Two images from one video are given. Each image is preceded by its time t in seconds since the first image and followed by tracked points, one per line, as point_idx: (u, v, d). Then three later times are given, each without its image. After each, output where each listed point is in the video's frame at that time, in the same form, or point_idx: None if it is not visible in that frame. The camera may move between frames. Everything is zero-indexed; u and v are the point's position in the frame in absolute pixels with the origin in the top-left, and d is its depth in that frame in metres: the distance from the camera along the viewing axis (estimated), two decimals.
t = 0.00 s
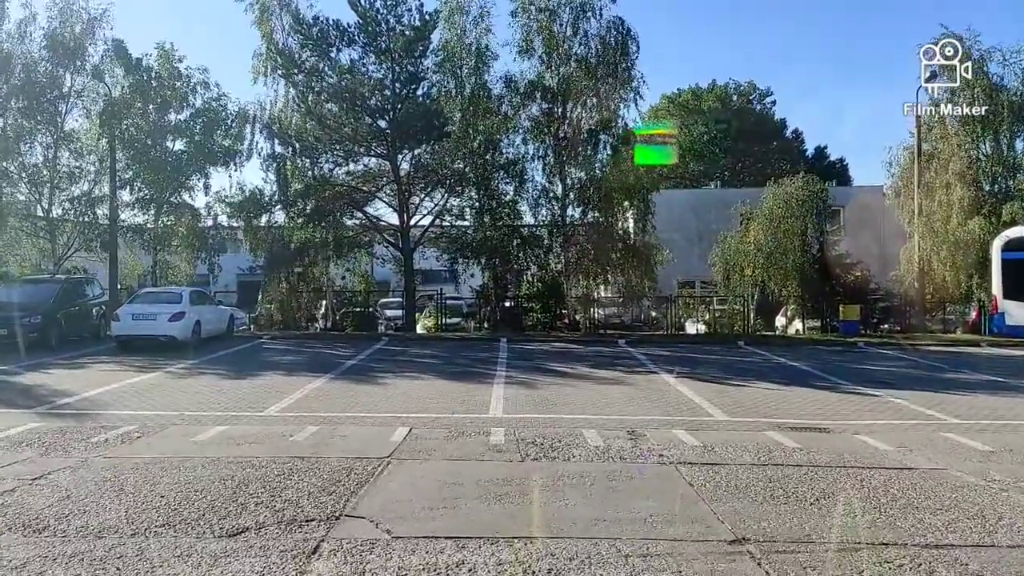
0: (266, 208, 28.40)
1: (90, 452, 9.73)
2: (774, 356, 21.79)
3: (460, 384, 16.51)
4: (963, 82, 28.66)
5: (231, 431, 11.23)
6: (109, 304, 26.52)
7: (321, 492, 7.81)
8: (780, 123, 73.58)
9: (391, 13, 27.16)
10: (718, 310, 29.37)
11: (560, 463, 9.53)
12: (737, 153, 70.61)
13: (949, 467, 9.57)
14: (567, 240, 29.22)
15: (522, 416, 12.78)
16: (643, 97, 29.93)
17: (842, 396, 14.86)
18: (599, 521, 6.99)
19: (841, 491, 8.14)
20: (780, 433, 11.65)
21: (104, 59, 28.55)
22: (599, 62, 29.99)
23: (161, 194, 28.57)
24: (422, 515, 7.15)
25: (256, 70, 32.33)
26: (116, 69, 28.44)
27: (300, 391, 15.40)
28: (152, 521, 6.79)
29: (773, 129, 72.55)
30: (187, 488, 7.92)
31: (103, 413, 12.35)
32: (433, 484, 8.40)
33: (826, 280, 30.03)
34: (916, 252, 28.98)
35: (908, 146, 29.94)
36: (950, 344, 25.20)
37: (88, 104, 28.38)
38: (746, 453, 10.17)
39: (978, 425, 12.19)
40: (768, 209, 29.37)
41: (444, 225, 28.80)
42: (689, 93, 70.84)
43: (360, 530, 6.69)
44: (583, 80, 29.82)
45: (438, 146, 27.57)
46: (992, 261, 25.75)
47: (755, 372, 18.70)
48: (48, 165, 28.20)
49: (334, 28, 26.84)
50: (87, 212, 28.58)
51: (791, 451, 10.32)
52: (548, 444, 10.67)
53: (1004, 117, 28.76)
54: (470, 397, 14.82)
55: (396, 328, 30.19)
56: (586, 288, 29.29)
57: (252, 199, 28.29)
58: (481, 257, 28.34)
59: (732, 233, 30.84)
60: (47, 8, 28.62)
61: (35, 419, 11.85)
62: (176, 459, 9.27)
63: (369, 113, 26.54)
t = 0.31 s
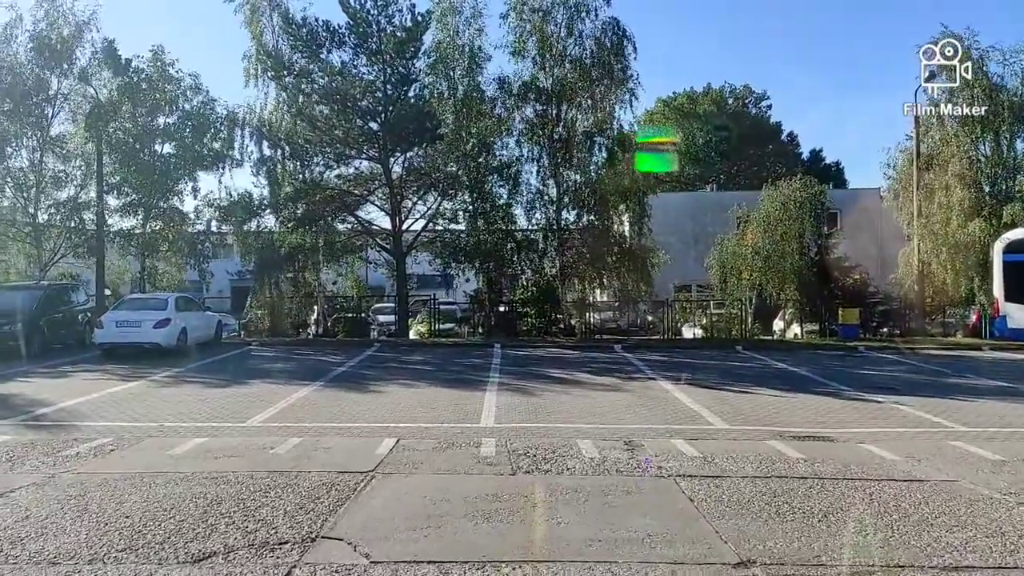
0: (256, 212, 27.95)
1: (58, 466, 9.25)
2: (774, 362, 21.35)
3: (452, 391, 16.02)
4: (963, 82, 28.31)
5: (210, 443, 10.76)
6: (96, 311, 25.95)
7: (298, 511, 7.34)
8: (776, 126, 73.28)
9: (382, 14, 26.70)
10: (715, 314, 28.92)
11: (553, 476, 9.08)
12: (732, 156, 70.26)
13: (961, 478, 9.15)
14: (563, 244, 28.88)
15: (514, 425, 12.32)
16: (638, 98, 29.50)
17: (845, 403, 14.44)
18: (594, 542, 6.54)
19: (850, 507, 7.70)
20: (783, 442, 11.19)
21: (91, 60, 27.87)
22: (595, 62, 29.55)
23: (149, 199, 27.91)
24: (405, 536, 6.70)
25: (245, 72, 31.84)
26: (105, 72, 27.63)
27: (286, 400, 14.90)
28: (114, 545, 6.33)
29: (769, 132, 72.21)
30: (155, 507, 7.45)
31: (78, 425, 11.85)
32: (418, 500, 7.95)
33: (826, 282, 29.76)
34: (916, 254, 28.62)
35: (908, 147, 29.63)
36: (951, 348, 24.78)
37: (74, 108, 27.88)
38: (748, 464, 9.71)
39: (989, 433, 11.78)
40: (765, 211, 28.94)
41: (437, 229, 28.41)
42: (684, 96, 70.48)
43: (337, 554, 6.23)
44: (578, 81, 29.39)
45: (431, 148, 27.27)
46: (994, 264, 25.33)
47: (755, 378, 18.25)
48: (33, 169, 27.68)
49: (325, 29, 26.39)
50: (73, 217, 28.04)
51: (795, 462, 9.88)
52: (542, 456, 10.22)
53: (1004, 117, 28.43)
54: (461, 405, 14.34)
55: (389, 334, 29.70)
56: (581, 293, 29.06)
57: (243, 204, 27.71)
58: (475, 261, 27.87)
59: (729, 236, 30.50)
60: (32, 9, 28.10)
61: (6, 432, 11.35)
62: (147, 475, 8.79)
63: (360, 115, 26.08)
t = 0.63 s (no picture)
0: (247, 214, 27.52)
1: (25, 478, 8.78)
2: (773, 365, 20.91)
3: (443, 396, 15.55)
4: (963, 82, 28.09)
5: (189, 452, 10.31)
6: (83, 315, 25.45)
7: (273, 528, 6.91)
8: (772, 128, 73.04)
9: (373, 12, 26.27)
10: (712, 317, 28.57)
11: (546, 489, 8.66)
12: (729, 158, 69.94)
13: (972, 488, 8.76)
14: (558, 245, 28.33)
15: (506, 432, 11.90)
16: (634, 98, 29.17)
17: (847, 408, 14.04)
18: (589, 561, 6.12)
19: (859, 522, 7.29)
20: (785, 450, 10.78)
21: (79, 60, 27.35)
22: (590, 62, 29.19)
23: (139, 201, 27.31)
24: (385, 554, 6.28)
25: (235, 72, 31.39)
26: (93, 73, 27.03)
27: (272, 405, 14.43)
28: (73, 567, 5.90)
29: (765, 133, 71.95)
30: (121, 524, 7.01)
31: (52, 435, 11.38)
32: (403, 515, 7.51)
33: (825, 284, 29.42)
34: (915, 256, 28.26)
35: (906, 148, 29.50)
36: (953, 350, 24.42)
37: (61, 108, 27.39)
38: (749, 473, 9.29)
39: (997, 439, 11.39)
40: (763, 212, 28.54)
41: (430, 231, 27.91)
42: (680, 97, 70.10)
43: None
44: (573, 81, 29.01)
45: (424, 150, 26.79)
46: (995, 265, 24.92)
47: (754, 382, 17.85)
48: (18, 171, 27.18)
49: (316, 28, 25.96)
50: (60, 220, 27.55)
51: (799, 471, 9.47)
52: (535, 465, 9.80)
53: (1005, 117, 28.18)
54: (452, 411, 13.89)
55: (382, 337, 29.20)
56: (576, 296, 28.68)
57: (230, 203, 27.60)
58: (469, 264, 27.46)
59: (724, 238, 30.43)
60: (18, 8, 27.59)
61: None
62: (117, 488, 8.33)
63: (352, 116, 25.64)
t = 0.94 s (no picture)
0: (233, 219, 26.99)
1: None
2: (769, 372, 20.49)
3: (430, 405, 15.08)
4: (962, 82, 27.92)
5: (160, 468, 9.84)
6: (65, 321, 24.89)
7: (238, 553, 6.44)
8: (765, 132, 72.88)
9: (362, 14, 25.85)
10: (706, 322, 27.98)
11: (534, 506, 8.21)
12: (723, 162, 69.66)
13: (981, 504, 8.33)
14: (550, 251, 28.24)
15: (494, 444, 11.44)
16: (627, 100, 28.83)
17: (847, 417, 13.62)
18: None
19: (865, 543, 6.86)
20: (784, 462, 10.35)
21: (62, 62, 26.83)
22: (582, 64, 28.82)
23: (123, 206, 26.79)
24: None
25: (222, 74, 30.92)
26: (76, 74, 26.53)
27: (253, 416, 13.94)
28: None
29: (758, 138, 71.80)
30: (75, 550, 6.54)
31: (18, 450, 10.86)
32: (380, 537, 7.05)
33: (820, 288, 28.85)
34: (912, 260, 27.92)
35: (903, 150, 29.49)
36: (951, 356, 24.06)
37: (43, 111, 26.84)
38: (747, 488, 8.86)
39: (1003, 450, 10.97)
40: (757, 216, 28.29)
41: (421, 234, 27.39)
42: (674, 101, 69.84)
43: None
44: (564, 83, 28.66)
45: (414, 153, 26.29)
46: (993, 269, 24.63)
47: (750, 389, 17.42)
48: None
49: (303, 29, 25.49)
50: (42, 225, 26.97)
51: (799, 486, 9.03)
52: (523, 480, 9.34)
53: (1002, 119, 27.85)
54: (439, 421, 13.42)
55: (372, 343, 28.69)
56: (569, 302, 28.39)
57: (218, 207, 26.98)
58: (460, 269, 26.93)
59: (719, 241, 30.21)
60: None
61: None
62: (77, 509, 7.84)
63: (340, 118, 25.15)
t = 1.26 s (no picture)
0: (218, 222, 26.46)
1: None
2: (763, 377, 20.12)
3: (415, 413, 14.63)
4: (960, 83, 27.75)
5: (128, 481, 9.39)
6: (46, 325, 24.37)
7: None
8: (757, 134, 72.72)
9: (350, 13, 25.44)
10: (700, 325, 27.58)
11: (520, 521, 7.79)
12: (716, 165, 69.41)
13: (990, 518, 7.94)
14: (540, 254, 27.83)
15: (480, 454, 11.01)
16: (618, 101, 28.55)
17: (844, 424, 13.24)
18: None
19: (870, 562, 6.46)
20: (781, 473, 9.94)
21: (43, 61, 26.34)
22: (574, 64, 28.50)
23: (106, 208, 26.31)
24: None
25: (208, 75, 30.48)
26: (57, 74, 26.01)
27: (232, 424, 13.47)
28: None
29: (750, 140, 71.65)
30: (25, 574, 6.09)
31: None
32: (354, 557, 6.62)
33: (814, 290, 28.43)
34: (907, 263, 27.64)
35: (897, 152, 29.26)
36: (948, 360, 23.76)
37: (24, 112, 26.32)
38: (744, 502, 8.45)
39: (1007, 459, 10.59)
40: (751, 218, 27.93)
41: (410, 237, 26.90)
42: (666, 104, 69.64)
43: None
44: (555, 82, 28.33)
45: (402, 155, 25.84)
46: (989, 272, 24.37)
47: (744, 395, 17.03)
48: None
49: (289, 27, 25.01)
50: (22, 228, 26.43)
51: (798, 499, 8.63)
52: (509, 493, 8.92)
53: (999, 119, 27.91)
54: (424, 430, 12.98)
55: (360, 348, 28.25)
56: (561, 305, 28.10)
57: (203, 210, 26.48)
58: (449, 272, 26.45)
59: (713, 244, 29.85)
60: None
61: None
62: (35, 527, 7.38)
63: (326, 118, 24.66)
